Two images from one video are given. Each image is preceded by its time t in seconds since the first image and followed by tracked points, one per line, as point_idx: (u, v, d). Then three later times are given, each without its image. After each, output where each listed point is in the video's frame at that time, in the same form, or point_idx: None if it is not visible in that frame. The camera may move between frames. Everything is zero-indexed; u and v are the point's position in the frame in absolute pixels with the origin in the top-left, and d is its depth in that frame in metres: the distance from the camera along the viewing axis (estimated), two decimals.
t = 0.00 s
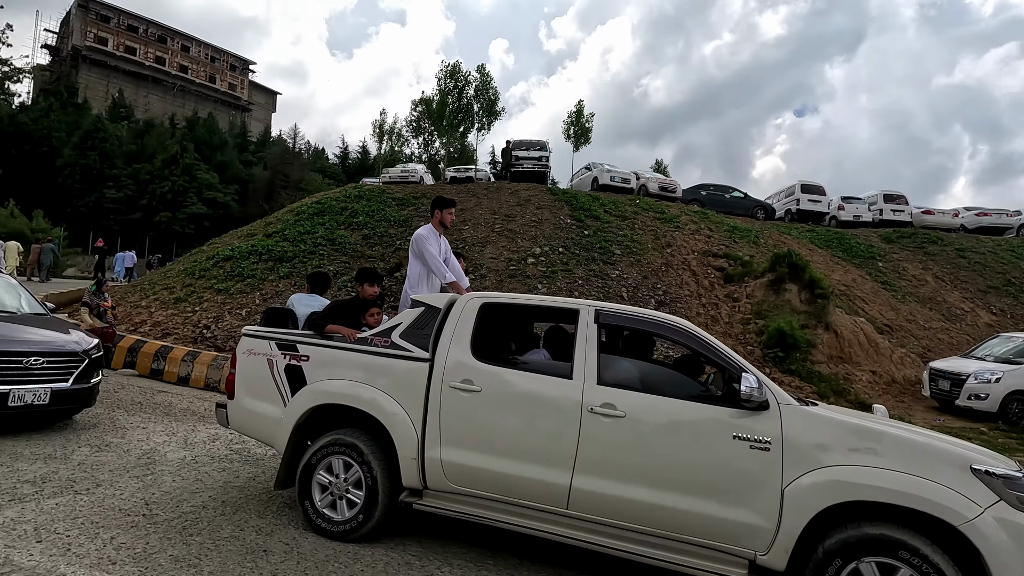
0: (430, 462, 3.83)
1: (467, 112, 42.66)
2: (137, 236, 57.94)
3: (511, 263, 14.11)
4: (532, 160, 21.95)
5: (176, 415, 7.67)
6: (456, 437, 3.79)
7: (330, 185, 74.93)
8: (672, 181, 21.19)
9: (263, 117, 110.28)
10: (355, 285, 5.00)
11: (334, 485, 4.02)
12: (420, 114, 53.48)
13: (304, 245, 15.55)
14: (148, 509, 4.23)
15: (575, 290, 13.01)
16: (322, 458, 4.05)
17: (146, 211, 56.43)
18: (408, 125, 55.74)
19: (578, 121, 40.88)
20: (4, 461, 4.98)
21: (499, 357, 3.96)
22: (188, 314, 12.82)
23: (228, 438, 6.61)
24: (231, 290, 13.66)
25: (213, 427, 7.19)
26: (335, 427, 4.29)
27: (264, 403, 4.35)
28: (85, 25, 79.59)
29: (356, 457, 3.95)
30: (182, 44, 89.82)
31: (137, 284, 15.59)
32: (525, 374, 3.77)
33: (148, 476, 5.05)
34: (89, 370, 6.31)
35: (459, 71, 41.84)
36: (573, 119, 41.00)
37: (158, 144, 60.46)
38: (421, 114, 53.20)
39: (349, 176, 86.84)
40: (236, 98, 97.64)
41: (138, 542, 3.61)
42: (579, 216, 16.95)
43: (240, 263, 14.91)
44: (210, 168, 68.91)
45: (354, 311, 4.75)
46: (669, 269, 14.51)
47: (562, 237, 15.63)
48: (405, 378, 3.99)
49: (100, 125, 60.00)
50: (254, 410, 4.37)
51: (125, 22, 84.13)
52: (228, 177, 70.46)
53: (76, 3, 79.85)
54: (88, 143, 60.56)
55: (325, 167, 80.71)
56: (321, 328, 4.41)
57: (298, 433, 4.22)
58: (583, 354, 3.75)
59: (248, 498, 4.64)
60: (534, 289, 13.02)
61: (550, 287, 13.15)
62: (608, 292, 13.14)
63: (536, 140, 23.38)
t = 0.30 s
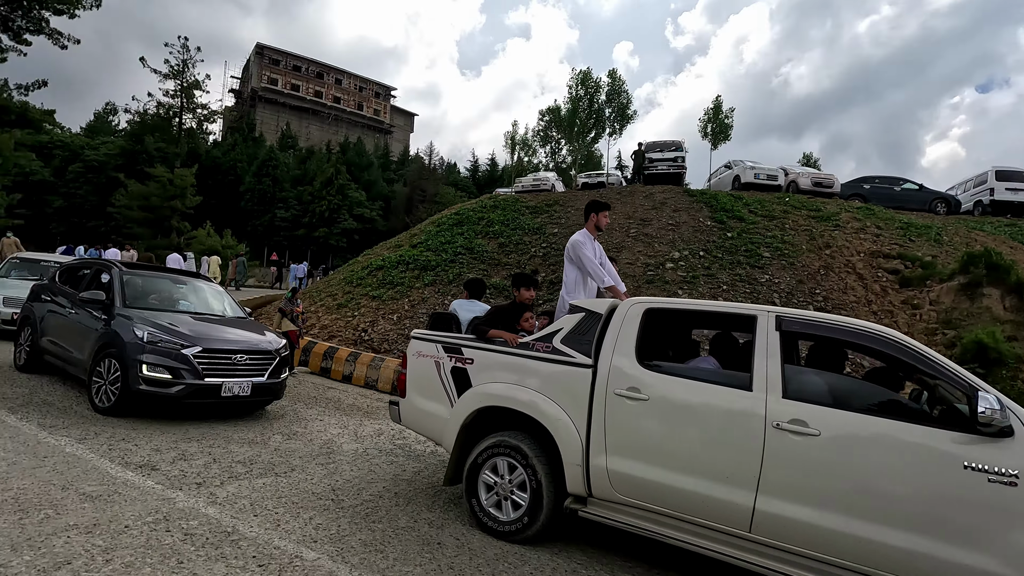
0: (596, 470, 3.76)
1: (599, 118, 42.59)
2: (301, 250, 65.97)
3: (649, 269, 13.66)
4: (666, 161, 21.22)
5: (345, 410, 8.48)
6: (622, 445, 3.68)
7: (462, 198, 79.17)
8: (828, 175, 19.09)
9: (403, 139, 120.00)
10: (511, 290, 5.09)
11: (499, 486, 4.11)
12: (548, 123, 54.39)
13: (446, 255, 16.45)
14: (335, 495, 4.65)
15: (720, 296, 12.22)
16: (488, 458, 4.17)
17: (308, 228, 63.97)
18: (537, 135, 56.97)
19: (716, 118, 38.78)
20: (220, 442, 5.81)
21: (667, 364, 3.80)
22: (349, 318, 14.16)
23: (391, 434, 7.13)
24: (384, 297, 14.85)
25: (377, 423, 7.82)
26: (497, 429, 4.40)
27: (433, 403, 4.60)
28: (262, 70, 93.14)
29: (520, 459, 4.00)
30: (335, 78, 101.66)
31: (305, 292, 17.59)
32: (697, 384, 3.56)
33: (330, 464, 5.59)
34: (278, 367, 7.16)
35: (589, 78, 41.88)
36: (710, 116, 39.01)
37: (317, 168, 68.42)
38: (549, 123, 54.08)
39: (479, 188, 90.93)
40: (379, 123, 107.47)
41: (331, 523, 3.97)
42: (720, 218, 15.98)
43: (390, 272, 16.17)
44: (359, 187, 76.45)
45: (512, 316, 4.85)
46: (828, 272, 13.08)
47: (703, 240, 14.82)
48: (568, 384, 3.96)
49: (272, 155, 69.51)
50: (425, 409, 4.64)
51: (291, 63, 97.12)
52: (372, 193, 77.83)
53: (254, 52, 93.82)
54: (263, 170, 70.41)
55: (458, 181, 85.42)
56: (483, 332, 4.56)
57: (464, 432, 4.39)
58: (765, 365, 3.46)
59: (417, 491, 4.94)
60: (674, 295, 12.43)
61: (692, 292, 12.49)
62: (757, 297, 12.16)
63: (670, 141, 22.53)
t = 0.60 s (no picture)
0: (768, 486, 3.45)
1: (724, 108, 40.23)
2: (422, 257, 69.92)
3: (790, 267, 12.53)
4: (804, 149, 19.45)
5: (480, 411, 8.72)
6: (800, 461, 3.35)
7: (574, 200, 79.04)
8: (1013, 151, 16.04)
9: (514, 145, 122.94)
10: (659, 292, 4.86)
11: (655, 497, 3.92)
12: (666, 117, 52.52)
13: (566, 258, 16.41)
14: (485, 495, 4.75)
15: (879, 294, 10.89)
16: (642, 468, 4.01)
17: (429, 236, 67.86)
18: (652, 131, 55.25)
19: (863, 96, 34.88)
20: (375, 438, 6.22)
21: (850, 373, 3.41)
22: (475, 321, 14.62)
23: (527, 438, 7.20)
24: (507, 300, 15.14)
25: (512, 425, 7.95)
26: (650, 437, 4.22)
27: (582, 408, 4.51)
28: (385, 91, 100.93)
29: (679, 470, 3.79)
30: (450, 92, 106.91)
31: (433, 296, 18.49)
32: (893, 397, 3.14)
33: (475, 464, 5.73)
34: (420, 369, 7.56)
35: (712, 66, 39.77)
36: (855, 95, 35.18)
37: (436, 179, 72.28)
38: (666, 118, 52.21)
39: (592, 189, 90.28)
40: (492, 132, 111.03)
41: (488, 524, 4.04)
42: (873, 207, 14.27)
43: (512, 276, 16.48)
44: (474, 195, 79.47)
45: (661, 320, 4.63)
46: (1019, 265, 11.11)
47: (854, 233, 13.33)
48: (732, 392, 3.67)
49: (396, 169, 74.52)
50: (573, 413, 4.58)
51: (411, 82, 103.75)
52: (487, 200, 80.34)
53: (379, 75, 101.51)
54: (388, 184, 75.72)
55: (570, 183, 85.48)
56: (633, 337, 4.41)
57: (615, 439, 4.26)
58: (985, 377, 2.96)
59: (564, 497, 4.89)
60: (823, 294, 11.27)
61: (844, 291, 11.24)
62: (927, 295, 10.66)
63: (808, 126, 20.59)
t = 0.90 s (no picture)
0: (997, 527, 2.87)
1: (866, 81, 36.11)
2: (533, 256, 70.76)
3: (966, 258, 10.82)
4: (976, 119, 16.77)
5: (610, 416, 8.47)
6: None
7: (689, 192, 75.54)
8: None
9: (622, 139, 120.28)
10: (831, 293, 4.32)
11: (840, 527, 3.46)
12: (794, 97, 48.30)
13: (690, 254, 15.56)
14: (634, 508, 4.52)
15: None
16: (821, 493, 3.55)
17: (539, 236, 68.54)
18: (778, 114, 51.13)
19: None
20: (511, 442, 6.24)
21: None
22: (596, 322, 14.34)
23: (665, 447, 6.84)
24: (628, 300, 14.66)
25: (645, 432, 7.62)
26: (827, 458, 3.73)
27: (741, 422, 4.12)
28: (494, 96, 103.84)
29: (870, 499, 3.30)
30: (557, 91, 107.17)
31: (551, 297, 18.50)
32: None
33: (615, 473, 5.51)
34: (550, 372, 7.51)
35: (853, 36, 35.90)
36: None
37: (545, 180, 72.83)
38: (794, 98, 48.02)
39: (708, 180, 85.75)
40: (599, 127, 109.49)
41: (643, 542, 3.83)
42: None
43: (632, 275, 15.95)
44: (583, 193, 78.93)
45: (838, 325, 4.09)
46: None
47: None
48: (940, 412, 3.11)
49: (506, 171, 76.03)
50: (730, 427, 4.20)
51: (518, 85, 105.53)
52: (597, 197, 79.50)
53: (487, 81, 104.48)
54: (499, 186, 77.52)
55: (684, 175, 81.83)
56: (802, 345, 3.95)
57: (784, 459, 3.83)
58: None
59: (719, 516, 4.52)
60: (1012, 289, 9.58)
61: None
62: None
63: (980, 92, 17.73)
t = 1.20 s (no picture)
0: None
1: None
2: (644, 257, 68.71)
3: None
4: None
5: (750, 428, 7.72)
6: None
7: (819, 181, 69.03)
8: None
9: (739, 129, 113.05)
10: None
11: None
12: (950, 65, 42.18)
13: (833, 249, 13.96)
14: (803, 540, 3.96)
15: None
16: None
17: (650, 236, 66.35)
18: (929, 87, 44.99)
19: None
20: (648, 455, 5.85)
21: None
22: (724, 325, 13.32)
23: (823, 467, 6.04)
24: (760, 300, 13.45)
25: (795, 448, 6.82)
26: None
27: (948, 448, 3.42)
28: (600, 95, 102.50)
29: None
30: (666, 84, 103.29)
31: (669, 298, 17.56)
32: None
33: (770, 497, 4.91)
34: (684, 380, 6.99)
35: None
36: None
37: (656, 177, 70.39)
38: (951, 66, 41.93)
39: (840, 167, 77.83)
40: (713, 118, 103.80)
41: None
42: None
43: (763, 273, 14.64)
44: (697, 188, 75.18)
45: None
46: None
47: None
48: None
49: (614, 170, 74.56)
50: (930, 453, 3.51)
51: (625, 81, 103.21)
52: (712, 193, 75.32)
53: (593, 81, 103.37)
54: (607, 186, 76.23)
55: (812, 163, 74.97)
56: None
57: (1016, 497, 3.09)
58: None
59: (913, 559, 3.79)
60: None
61: None
62: None
63: None
